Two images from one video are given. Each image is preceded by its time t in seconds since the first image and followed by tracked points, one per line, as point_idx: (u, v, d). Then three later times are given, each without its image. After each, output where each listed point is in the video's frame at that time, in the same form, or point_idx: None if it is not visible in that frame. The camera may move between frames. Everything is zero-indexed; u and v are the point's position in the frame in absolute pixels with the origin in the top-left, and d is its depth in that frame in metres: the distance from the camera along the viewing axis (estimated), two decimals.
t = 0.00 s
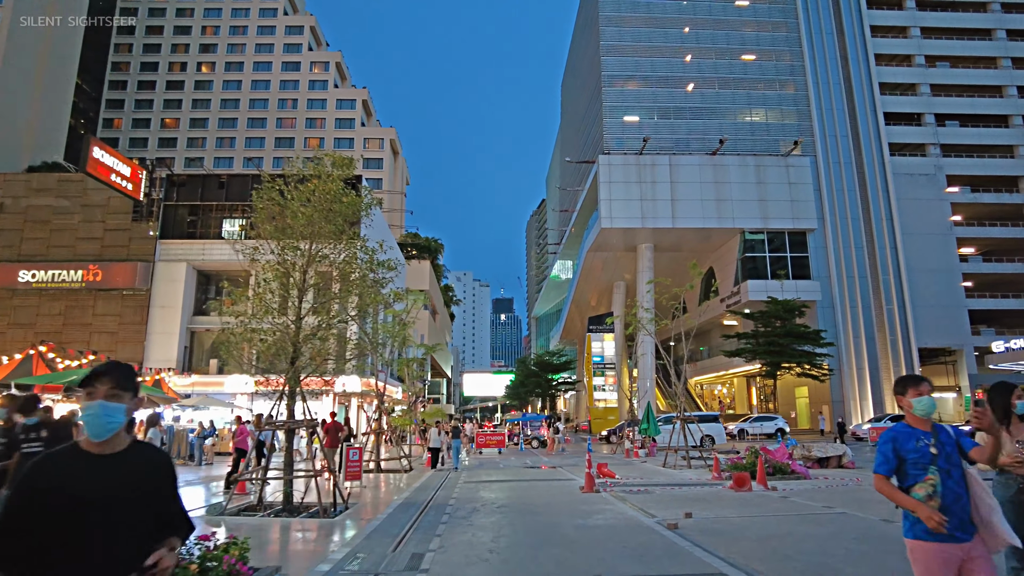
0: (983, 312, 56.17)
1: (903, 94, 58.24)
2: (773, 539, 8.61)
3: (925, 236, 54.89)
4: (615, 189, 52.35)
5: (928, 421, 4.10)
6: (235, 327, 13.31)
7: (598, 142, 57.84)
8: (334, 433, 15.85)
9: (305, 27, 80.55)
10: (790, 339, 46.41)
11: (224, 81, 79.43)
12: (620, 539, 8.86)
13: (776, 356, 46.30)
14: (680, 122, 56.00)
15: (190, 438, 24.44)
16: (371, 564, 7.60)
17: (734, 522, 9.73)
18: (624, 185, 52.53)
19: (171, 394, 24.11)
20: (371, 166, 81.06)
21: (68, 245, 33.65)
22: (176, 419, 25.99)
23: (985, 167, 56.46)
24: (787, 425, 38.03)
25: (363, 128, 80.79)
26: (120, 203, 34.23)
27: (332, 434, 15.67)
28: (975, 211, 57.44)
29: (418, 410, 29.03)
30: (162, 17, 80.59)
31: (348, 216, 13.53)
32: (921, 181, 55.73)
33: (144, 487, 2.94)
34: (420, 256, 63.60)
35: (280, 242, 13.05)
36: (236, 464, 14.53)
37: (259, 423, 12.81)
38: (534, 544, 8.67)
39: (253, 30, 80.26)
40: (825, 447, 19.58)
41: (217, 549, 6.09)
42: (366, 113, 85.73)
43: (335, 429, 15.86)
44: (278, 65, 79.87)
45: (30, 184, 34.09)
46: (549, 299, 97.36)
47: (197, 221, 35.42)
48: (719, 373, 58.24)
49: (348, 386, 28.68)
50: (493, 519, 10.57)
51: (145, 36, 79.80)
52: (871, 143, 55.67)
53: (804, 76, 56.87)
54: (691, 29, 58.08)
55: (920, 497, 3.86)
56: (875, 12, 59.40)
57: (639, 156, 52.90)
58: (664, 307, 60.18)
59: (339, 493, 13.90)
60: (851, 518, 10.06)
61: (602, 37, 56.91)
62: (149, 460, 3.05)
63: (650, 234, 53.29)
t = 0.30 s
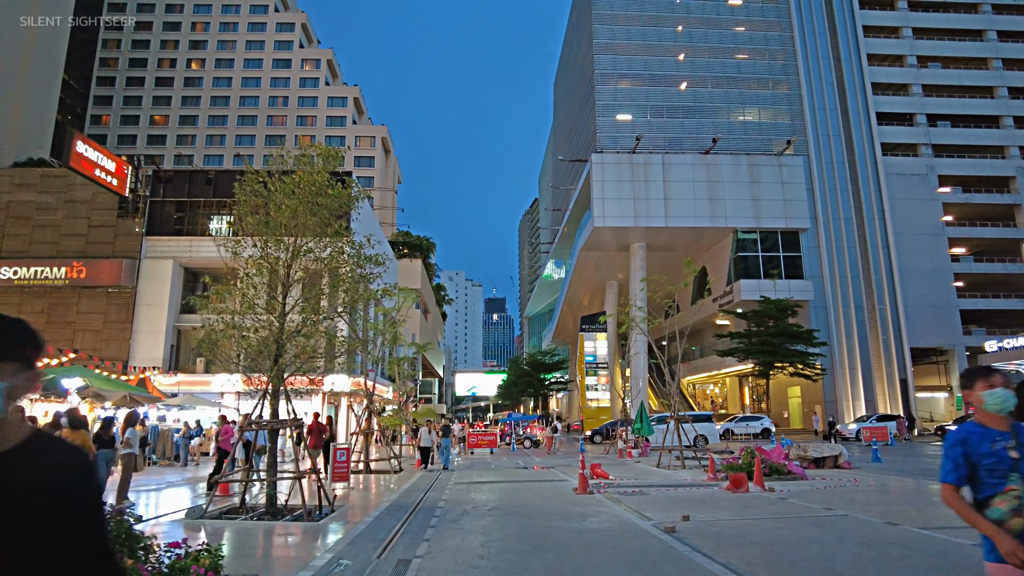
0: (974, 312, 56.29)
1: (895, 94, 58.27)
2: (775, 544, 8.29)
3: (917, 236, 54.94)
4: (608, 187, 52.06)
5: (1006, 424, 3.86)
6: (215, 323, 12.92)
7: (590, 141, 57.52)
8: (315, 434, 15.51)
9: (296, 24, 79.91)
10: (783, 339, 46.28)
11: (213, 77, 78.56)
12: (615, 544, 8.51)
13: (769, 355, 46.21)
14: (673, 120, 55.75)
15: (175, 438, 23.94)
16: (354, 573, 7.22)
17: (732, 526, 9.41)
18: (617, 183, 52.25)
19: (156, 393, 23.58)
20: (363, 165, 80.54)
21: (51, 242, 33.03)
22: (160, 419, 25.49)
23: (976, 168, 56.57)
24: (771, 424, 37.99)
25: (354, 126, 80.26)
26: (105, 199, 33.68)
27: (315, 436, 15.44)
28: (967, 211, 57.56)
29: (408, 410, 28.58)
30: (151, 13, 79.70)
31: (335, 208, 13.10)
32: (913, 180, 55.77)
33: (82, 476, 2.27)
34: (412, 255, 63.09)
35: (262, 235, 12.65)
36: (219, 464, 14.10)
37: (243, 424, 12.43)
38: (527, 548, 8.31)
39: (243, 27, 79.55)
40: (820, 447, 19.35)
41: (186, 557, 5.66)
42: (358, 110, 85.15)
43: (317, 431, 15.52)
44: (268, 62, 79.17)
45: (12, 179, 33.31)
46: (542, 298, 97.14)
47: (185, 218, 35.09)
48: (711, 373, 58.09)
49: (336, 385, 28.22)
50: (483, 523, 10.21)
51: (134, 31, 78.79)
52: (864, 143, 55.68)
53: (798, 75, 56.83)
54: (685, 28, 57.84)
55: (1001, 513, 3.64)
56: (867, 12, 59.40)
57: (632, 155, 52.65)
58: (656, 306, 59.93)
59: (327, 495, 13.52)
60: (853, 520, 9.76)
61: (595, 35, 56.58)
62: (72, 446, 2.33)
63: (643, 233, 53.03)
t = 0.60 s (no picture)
0: (975, 312, 55.99)
1: (896, 93, 57.95)
2: (789, 551, 7.88)
3: (918, 236, 54.62)
4: (607, 186, 51.67)
5: None
6: (205, 318, 12.55)
7: (590, 139, 57.08)
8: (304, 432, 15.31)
9: (294, 21, 79.47)
10: (783, 339, 45.94)
11: (211, 75, 78.03)
12: (621, 549, 8.09)
13: (769, 355, 45.88)
14: (673, 118, 55.31)
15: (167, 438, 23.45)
16: None
17: (742, 531, 9.00)
18: (616, 181, 51.86)
19: (148, 392, 23.11)
20: (360, 162, 80.04)
21: (42, 238, 32.53)
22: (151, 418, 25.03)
23: (977, 167, 56.26)
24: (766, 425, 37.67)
25: (352, 124, 79.84)
26: (97, 194, 33.30)
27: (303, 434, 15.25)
28: (968, 211, 57.27)
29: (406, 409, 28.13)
30: (148, 9, 79.15)
31: (328, 199, 12.72)
32: (914, 180, 55.48)
33: None
34: (410, 254, 62.63)
35: (253, 227, 12.27)
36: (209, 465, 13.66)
37: (232, 422, 12.02)
38: (528, 554, 7.90)
39: (241, 24, 79.10)
40: (826, 448, 18.97)
41: (161, 567, 5.18)
42: (355, 108, 84.72)
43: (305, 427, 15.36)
44: (266, 59, 78.71)
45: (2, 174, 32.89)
46: (540, 298, 96.71)
47: (179, 214, 34.57)
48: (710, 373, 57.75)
49: (332, 384, 27.78)
50: (482, 527, 9.79)
51: (130, 28, 78.26)
52: (865, 142, 55.41)
53: (798, 74, 56.53)
54: (685, 26, 57.42)
55: None
56: (868, 11, 59.00)
57: (631, 153, 52.26)
58: (656, 306, 59.53)
59: (320, 496, 13.12)
60: (866, 525, 9.34)
61: (595, 33, 56.13)
62: None
63: (642, 231, 52.62)
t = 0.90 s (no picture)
0: (977, 313, 55.66)
1: (898, 93, 57.61)
2: (804, 558, 7.54)
3: (920, 236, 54.30)
4: (608, 185, 51.30)
5: None
6: (196, 314, 12.20)
7: (590, 137, 56.71)
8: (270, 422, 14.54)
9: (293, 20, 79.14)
10: (785, 339, 45.62)
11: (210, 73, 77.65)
12: (628, 555, 7.74)
13: (771, 356, 45.57)
14: (674, 117, 54.95)
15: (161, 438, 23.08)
16: None
17: (752, 536, 8.65)
18: (617, 180, 51.52)
19: (141, 391, 22.73)
20: (360, 161, 79.70)
21: (36, 235, 32.32)
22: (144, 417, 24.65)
23: (980, 167, 55.95)
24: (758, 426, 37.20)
25: (351, 122, 79.51)
26: (91, 191, 33.13)
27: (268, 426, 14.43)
28: (970, 211, 56.95)
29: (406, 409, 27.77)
30: (147, 7, 78.77)
31: (324, 192, 12.38)
32: (916, 180, 55.15)
33: None
34: (409, 253, 62.29)
35: (246, 221, 11.92)
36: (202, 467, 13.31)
37: (223, 423, 11.66)
38: (531, 560, 7.57)
39: (240, 22, 78.76)
40: (831, 450, 18.65)
41: None
42: (355, 107, 84.33)
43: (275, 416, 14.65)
44: (265, 58, 78.37)
45: None
46: (540, 298, 96.47)
47: (176, 211, 34.05)
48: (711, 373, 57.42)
49: (330, 384, 27.39)
50: (482, 531, 9.43)
51: (129, 26, 77.89)
52: (867, 141, 55.09)
53: (800, 73, 56.20)
54: (686, 24, 57.08)
55: None
56: (870, 9, 58.65)
57: (632, 152, 51.88)
58: (657, 305, 59.17)
59: (317, 499, 12.78)
60: (881, 529, 9.01)
61: (596, 31, 55.78)
62: None
63: (643, 231, 52.27)
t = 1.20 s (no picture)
0: (981, 312, 55.27)
1: (901, 90, 57.19)
2: (825, 567, 7.11)
3: (924, 235, 53.87)
4: (609, 183, 50.84)
5: None
6: (185, 311, 11.75)
7: (591, 136, 56.26)
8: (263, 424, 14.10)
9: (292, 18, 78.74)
10: (788, 339, 45.22)
11: (208, 72, 77.21)
12: (640, 564, 7.32)
13: (774, 355, 45.16)
14: (676, 115, 54.53)
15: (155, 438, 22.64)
16: None
17: (769, 543, 8.23)
18: (618, 178, 51.05)
19: (136, 391, 22.29)
20: (359, 160, 79.30)
21: (31, 233, 31.87)
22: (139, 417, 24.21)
23: (983, 166, 55.53)
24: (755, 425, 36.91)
25: (350, 121, 79.12)
26: (87, 188, 32.68)
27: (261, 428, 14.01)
28: (974, 210, 56.54)
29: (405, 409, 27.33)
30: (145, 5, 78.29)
31: (319, 181, 11.91)
32: (920, 178, 54.72)
33: None
34: (408, 252, 61.85)
35: (237, 213, 11.46)
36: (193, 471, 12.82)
37: (214, 424, 11.20)
38: (536, 570, 7.12)
39: (239, 20, 78.34)
40: (839, 451, 18.24)
41: None
42: (354, 106, 83.88)
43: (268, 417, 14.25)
44: (264, 56, 77.91)
45: None
46: (540, 298, 96.15)
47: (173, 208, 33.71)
48: (712, 373, 57.01)
49: (327, 384, 26.97)
50: (484, 538, 9.01)
51: (127, 24, 77.42)
52: (870, 139, 54.65)
53: (803, 70, 55.77)
54: (687, 22, 56.66)
55: None
56: (873, 7, 58.20)
57: (634, 150, 51.41)
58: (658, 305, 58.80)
59: (312, 503, 12.34)
60: (903, 535, 8.60)
61: (597, 28, 55.32)
62: None
63: (645, 229, 51.84)
